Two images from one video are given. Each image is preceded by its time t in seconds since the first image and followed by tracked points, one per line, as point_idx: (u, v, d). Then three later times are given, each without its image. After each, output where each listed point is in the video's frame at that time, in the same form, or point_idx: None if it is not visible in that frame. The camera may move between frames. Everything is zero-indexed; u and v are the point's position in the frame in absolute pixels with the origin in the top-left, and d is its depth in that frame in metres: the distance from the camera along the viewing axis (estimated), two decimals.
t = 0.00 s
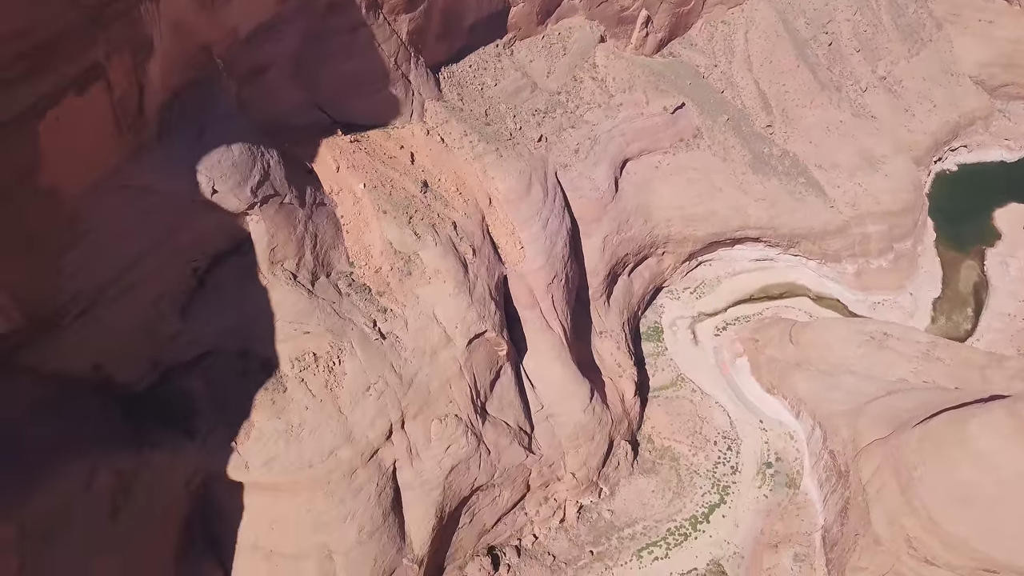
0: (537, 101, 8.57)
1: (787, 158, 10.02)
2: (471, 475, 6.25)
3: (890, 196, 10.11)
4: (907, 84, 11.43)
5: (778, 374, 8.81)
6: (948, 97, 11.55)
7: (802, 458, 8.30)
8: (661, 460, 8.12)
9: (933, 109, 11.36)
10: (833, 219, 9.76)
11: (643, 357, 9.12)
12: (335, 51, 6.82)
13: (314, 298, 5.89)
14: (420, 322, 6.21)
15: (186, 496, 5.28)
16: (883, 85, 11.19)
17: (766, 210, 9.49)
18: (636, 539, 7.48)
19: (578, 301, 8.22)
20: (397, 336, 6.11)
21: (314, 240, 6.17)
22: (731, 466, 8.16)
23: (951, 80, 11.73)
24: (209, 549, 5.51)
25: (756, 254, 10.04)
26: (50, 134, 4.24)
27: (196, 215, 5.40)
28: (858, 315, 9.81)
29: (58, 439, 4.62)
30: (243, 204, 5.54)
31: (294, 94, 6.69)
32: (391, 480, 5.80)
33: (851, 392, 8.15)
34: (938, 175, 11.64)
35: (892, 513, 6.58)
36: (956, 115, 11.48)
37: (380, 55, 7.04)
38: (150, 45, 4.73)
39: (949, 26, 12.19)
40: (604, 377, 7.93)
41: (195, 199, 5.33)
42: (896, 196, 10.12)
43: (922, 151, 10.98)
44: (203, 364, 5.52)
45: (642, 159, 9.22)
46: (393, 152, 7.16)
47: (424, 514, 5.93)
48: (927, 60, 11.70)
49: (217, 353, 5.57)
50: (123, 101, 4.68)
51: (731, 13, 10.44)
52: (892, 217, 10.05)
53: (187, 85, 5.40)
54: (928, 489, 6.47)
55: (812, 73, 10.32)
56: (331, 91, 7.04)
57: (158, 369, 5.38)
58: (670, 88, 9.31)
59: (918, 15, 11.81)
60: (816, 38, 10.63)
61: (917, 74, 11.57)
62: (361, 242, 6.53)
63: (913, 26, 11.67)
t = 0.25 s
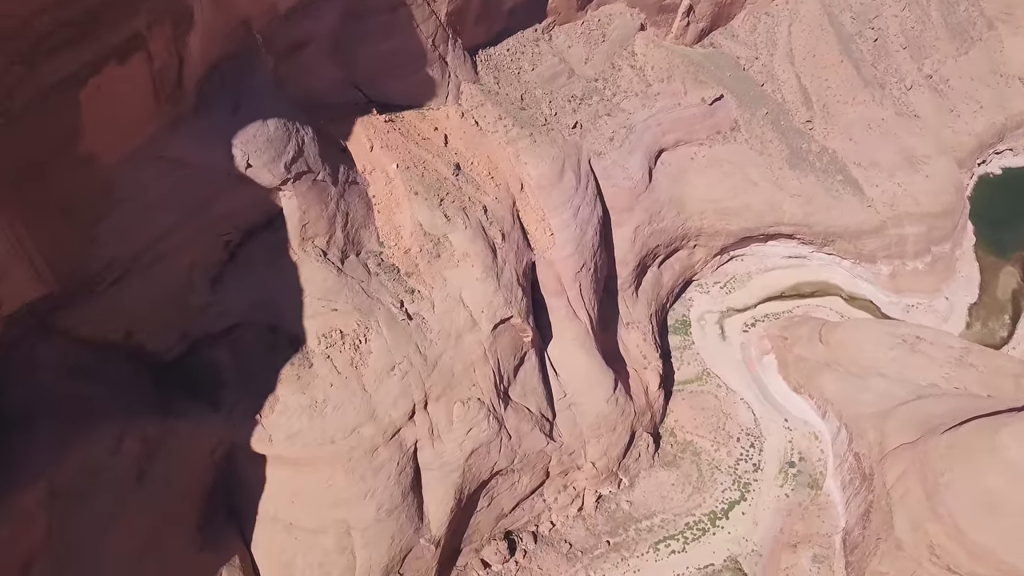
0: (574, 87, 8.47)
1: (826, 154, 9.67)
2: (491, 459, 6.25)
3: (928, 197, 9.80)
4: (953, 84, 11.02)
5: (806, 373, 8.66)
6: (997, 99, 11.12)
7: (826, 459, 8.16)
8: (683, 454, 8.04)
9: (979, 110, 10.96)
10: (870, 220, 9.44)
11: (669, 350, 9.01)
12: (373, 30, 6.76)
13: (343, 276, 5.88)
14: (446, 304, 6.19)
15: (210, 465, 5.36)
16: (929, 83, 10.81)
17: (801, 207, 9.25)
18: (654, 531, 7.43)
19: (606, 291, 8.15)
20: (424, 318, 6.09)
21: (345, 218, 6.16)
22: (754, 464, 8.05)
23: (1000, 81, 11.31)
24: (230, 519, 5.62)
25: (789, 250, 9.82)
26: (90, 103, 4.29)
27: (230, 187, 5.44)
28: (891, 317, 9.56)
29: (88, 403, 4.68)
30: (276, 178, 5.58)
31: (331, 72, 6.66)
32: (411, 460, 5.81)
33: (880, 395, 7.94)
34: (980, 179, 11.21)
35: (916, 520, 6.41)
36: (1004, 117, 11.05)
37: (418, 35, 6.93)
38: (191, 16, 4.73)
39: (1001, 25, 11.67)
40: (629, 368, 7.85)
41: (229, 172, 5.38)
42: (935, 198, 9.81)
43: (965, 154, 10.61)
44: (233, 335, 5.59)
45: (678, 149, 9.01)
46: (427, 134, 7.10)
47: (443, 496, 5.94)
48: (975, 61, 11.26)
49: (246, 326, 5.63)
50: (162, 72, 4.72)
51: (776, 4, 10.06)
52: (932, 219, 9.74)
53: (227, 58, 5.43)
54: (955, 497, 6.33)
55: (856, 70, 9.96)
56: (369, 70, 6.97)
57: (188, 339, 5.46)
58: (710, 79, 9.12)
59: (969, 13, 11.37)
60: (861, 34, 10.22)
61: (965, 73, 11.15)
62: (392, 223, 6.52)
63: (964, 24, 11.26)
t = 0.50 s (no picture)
0: (611, 76, 8.22)
1: (864, 154, 9.25)
2: (511, 446, 6.24)
3: (969, 203, 9.49)
4: (1001, 86, 10.59)
5: (833, 375, 8.49)
6: None
7: (849, 462, 8.00)
8: (704, 450, 7.96)
9: None
10: (908, 221, 9.11)
11: (695, 345, 8.91)
12: (410, 12, 6.68)
13: (371, 257, 5.88)
14: (473, 289, 6.16)
15: (233, 438, 5.47)
16: (975, 86, 10.41)
17: (836, 207, 8.93)
18: (671, 526, 7.37)
19: (633, 283, 8.08)
20: (450, 302, 6.07)
21: (375, 199, 6.14)
22: (775, 464, 7.94)
23: None
24: (252, 491, 5.76)
25: (820, 250, 9.56)
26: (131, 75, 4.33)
27: (263, 164, 5.49)
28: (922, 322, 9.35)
29: (118, 370, 4.77)
30: (309, 157, 5.53)
31: (367, 53, 6.64)
32: (432, 442, 5.83)
33: (908, 399, 7.78)
34: (1022, 186, 10.75)
35: (939, 528, 6.24)
36: None
37: (456, 19, 6.81)
38: None
39: None
40: (653, 362, 7.77)
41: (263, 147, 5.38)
42: (973, 202, 9.51)
43: (1009, 158, 10.26)
44: (261, 310, 5.66)
45: (713, 143, 8.76)
46: (461, 118, 7.05)
47: (461, 480, 5.96)
48: None
49: (274, 301, 5.69)
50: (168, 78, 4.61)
51: None
52: (970, 224, 9.47)
53: (266, 34, 5.43)
54: (982, 506, 6.15)
55: (901, 70, 9.55)
56: (405, 52, 6.95)
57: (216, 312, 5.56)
58: (749, 72, 8.77)
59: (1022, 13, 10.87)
60: (909, 30, 9.86)
61: (1014, 75, 10.67)
62: (421, 206, 6.50)
63: (1016, 25, 10.78)
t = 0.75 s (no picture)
0: (645, 64, 8.04)
1: (902, 152, 8.92)
2: (529, 432, 6.23)
3: (1006, 204, 8.96)
4: None
5: (857, 376, 8.33)
6: None
7: (870, 464, 7.85)
8: (723, 445, 7.89)
9: None
10: (942, 221, 8.82)
11: (718, 339, 8.80)
12: None
13: (397, 237, 5.83)
14: (496, 274, 6.12)
15: (255, 412, 5.54)
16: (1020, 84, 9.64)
17: (870, 204, 8.67)
18: (686, 519, 7.32)
19: (658, 275, 7.98)
20: (473, 286, 6.03)
21: (403, 180, 6.10)
22: (794, 462, 7.82)
23: None
24: (270, 464, 5.85)
25: (851, 249, 9.36)
26: (165, 45, 4.33)
27: (291, 141, 5.42)
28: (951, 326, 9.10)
29: (143, 339, 4.86)
30: (339, 135, 5.48)
31: (400, 33, 6.58)
32: (450, 424, 5.84)
33: (935, 402, 7.66)
34: None
35: (959, 535, 6.16)
36: None
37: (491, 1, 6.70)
38: None
39: None
40: (675, 354, 7.68)
41: (294, 126, 5.34)
42: (1011, 204, 8.96)
43: None
44: (285, 286, 5.65)
45: (746, 136, 8.54)
46: (492, 101, 6.97)
47: (477, 463, 5.97)
48: None
49: (300, 277, 5.69)
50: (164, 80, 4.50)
51: None
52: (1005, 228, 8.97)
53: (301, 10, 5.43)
54: (1003, 514, 5.96)
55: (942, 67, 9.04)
56: (438, 33, 6.87)
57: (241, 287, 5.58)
58: (786, 64, 8.55)
59: None
60: (952, 25, 9.20)
61: None
62: (449, 188, 6.45)
63: None
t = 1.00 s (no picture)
0: (677, 54, 7.93)
1: (937, 153, 8.67)
2: (545, 419, 6.21)
3: None
4: None
5: (880, 377, 8.17)
6: None
7: (890, 467, 7.68)
8: (740, 441, 7.81)
9: None
10: (975, 224, 8.55)
11: (740, 335, 8.69)
12: None
13: (421, 219, 5.81)
14: (519, 260, 6.06)
15: (274, 386, 5.57)
16: None
17: (901, 203, 8.41)
18: (700, 514, 7.26)
19: (683, 267, 7.85)
20: (495, 271, 5.98)
21: (429, 162, 6.05)
22: (812, 461, 7.70)
23: None
24: (286, 442, 5.88)
25: (879, 248, 9.18)
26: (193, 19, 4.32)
27: (316, 119, 5.39)
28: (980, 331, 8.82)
29: (167, 310, 4.89)
30: (367, 115, 5.46)
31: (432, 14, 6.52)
32: (467, 408, 5.84)
33: (961, 406, 7.49)
34: None
35: (978, 542, 6.03)
36: None
37: None
38: None
39: None
40: (696, 348, 7.60)
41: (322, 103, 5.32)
42: None
43: None
44: (308, 264, 5.68)
45: (777, 130, 8.28)
46: (521, 86, 6.82)
47: (492, 449, 5.97)
48: None
49: (325, 256, 5.71)
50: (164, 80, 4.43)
51: None
52: None
53: None
54: None
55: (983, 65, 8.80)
56: (470, 15, 6.81)
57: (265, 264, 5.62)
58: (821, 59, 8.28)
59: None
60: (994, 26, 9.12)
61: None
62: (474, 172, 6.40)
63: None
